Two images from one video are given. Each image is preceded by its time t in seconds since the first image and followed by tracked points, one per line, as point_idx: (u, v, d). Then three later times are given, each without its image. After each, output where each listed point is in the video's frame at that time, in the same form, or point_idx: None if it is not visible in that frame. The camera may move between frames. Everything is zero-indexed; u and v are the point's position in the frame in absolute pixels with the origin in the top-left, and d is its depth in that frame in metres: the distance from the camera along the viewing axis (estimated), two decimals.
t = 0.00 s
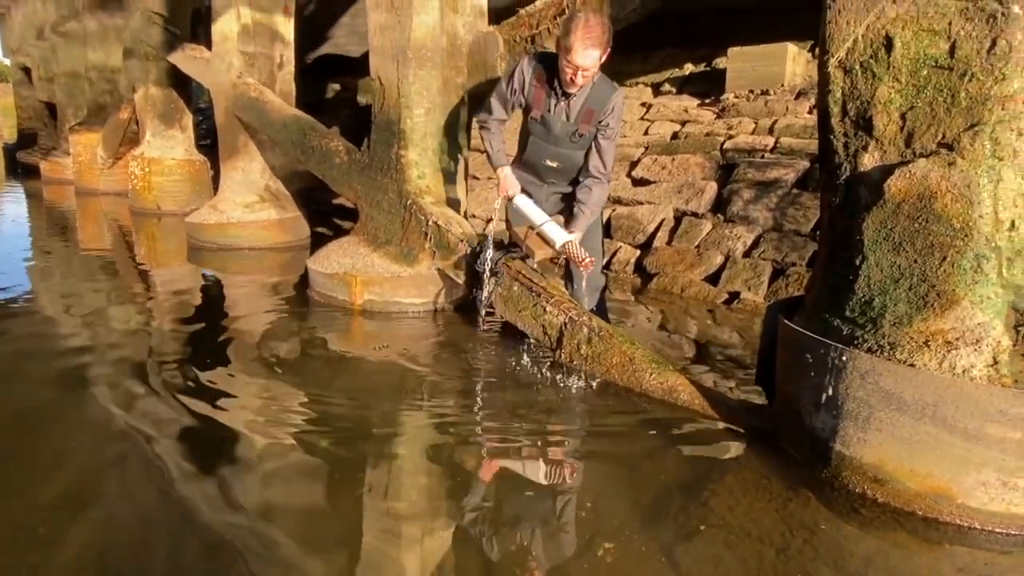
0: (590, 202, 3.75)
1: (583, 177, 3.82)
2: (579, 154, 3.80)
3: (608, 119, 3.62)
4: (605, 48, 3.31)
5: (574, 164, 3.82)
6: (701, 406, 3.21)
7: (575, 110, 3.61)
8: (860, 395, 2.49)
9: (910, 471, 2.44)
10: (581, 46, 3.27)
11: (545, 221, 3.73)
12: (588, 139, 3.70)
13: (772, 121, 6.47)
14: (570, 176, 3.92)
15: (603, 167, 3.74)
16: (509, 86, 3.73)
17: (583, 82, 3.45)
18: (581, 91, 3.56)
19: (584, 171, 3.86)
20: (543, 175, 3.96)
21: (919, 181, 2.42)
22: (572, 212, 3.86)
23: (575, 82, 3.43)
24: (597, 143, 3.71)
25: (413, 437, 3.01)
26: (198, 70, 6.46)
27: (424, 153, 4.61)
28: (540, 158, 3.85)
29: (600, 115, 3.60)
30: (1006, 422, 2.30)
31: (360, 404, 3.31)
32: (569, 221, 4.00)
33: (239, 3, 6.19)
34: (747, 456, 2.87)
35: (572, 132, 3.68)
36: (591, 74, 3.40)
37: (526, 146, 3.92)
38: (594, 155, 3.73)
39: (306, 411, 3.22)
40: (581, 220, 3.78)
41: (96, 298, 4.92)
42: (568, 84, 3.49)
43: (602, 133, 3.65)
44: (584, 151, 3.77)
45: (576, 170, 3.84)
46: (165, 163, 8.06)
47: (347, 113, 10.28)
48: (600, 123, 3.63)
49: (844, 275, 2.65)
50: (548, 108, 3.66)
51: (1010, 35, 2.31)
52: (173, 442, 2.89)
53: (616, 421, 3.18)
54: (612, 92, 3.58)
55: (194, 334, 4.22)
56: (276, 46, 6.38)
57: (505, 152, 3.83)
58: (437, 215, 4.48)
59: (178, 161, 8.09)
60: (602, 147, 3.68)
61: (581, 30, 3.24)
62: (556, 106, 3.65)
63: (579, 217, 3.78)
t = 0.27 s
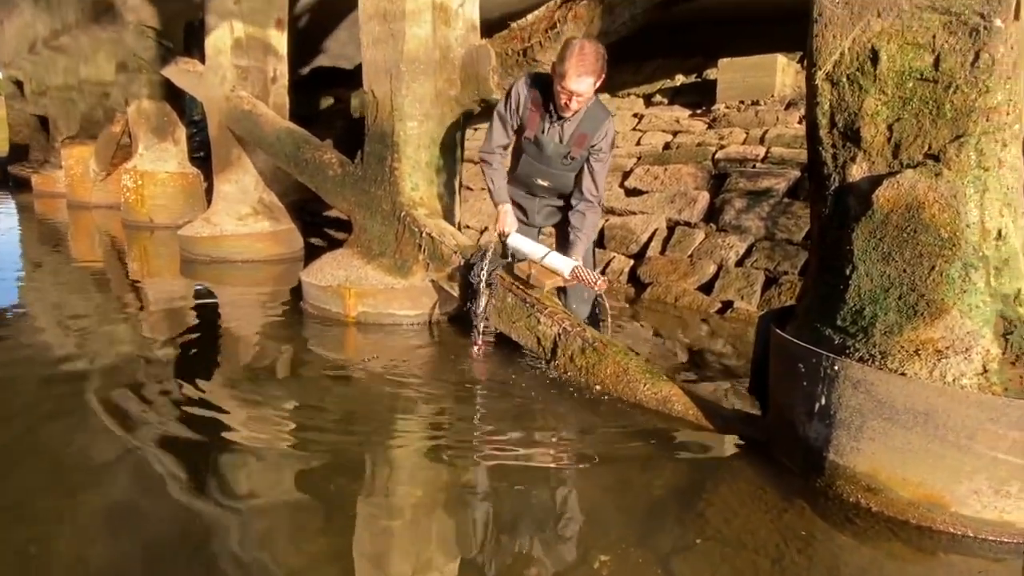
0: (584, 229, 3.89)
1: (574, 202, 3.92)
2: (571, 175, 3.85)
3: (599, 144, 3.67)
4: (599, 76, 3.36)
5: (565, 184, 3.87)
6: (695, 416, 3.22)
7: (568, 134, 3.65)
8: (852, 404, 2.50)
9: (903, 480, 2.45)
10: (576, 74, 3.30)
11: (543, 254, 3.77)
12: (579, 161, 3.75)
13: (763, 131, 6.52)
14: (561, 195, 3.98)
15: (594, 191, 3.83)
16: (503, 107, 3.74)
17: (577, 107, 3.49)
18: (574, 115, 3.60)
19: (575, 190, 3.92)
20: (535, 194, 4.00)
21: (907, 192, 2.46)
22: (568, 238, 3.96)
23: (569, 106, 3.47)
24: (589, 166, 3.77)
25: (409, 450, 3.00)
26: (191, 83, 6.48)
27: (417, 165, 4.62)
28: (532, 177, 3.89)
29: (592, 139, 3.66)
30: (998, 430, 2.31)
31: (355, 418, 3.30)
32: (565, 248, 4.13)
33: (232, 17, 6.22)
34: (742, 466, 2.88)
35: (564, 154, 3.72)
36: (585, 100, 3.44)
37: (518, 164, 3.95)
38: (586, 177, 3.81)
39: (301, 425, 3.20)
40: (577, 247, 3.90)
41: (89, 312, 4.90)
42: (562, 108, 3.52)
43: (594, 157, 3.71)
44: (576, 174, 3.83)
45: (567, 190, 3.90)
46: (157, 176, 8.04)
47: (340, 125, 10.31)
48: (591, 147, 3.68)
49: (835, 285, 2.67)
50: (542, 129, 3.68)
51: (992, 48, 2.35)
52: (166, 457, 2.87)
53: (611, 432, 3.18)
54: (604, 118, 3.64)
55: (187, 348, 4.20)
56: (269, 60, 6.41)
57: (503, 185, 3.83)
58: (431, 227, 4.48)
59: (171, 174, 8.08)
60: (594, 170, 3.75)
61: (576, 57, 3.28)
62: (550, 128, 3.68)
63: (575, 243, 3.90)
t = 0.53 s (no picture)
0: (570, 251, 3.95)
1: (560, 223, 3.96)
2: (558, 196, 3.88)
3: (586, 166, 3.71)
4: (587, 102, 3.39)
5: (552, 204, 3.90)
6: (682, 431, 3.22)
7: (556, 156, 3.68)
8: (836, 418, 2.52)
9: (888, 494, 2.47)
10: (564, 101, 3.33)
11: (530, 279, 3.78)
12: (566, 183, 3.78)
13: (749, 144, 6.59)
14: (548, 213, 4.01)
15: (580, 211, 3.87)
16: (492, 128, 3.76)
17: (565, 131, 3.52)
18: (562, 138, 3.63)
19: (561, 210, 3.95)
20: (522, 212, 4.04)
21: (886, 208, 2.49)
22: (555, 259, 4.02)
23: (556, 130, 3.50)
24: (575, 187, 3.80)
25: (398, 467, 2.99)
26: (180, 99, 6.50)
27: (406, 181, 4.64)
28: (519, 197, 3.91)
29: (579, 162, 3.69)
30: (980, 443, 2.33)
31: (344, 435, 3.28)
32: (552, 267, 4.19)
33: (221, 34, 6.24)
34: (730, 481, 2.89)
35: (552, 176, 3.75)
36: (572, 125, 3.48)
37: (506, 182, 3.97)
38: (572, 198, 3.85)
39: (289, 443, 3.18)
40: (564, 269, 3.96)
41: (75, 329, 4.86)
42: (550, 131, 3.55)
43: (581, 179, 3.75)
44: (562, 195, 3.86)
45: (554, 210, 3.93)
46: (144, 191, 8.00)
47: (330, 139, 10.32)
48: (578, 170, 3.72)
49: (818, 300, 2.70)
50: (529, 151, 3.71)
51: (966, 67, 2.40)
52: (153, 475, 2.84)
53: (601, 448, 3.18)
54: (592, 141, 3.67)
55: (175, 365, 4.17)
56: (258, 76, 6.43)
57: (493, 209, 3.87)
58: (419, 243, 4.48)
59: (158, 190, 8.04)
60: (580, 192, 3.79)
61: (564, 84, 3.31)
62: (537, 149, 3.70)
63: (562, 265, 3.96)
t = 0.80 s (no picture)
0: (556, 268, 3.93)
1: (547, 239, 3.97)
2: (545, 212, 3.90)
3: (572, 182, 3.74)
4: (572, 118, 3.44)
5: (540, 220, 3.92)
6: (670, 445, 3.23)
7: (542, 173, 3.71)
8: (820, 432, 2.54)
9: (873, 508, 2.49)
10: (549, 118, 3.37)
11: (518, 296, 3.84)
12: (553, 199, 3.80)
13: (734, 157, 6.65)
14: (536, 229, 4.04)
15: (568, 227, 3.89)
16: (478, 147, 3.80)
17: (551, 148, 3.56)
18: (547, 155, 3.66)
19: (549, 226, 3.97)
20: (510, 228, 4.06)
21: (865, 224, 2.53)
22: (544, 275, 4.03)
23: (543, 147, 3.53)
24: (562, 203, 3.83)
25: (388, 484, 2.98)
26: (169, 116, 6.52)
27: (394, 197, 4.66)
28: (507, 214, 3.94)
29: (565, 177, 3.72)
30: (961, 456, 2.36)
31: (332, 452, 3.26)
32: (539, 282, 4.19)
33: (209, 52, 6.26)
34: (718, 496, 2.90)
35: (538, 193, 3.78)
36: (559, 141, 3.52)
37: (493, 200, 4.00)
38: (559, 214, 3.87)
39: (278, 461, 3.16)
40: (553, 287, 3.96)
41: (61, 346, 4.82)
42: (536, 148, 3.58)
43: (567, 194, 3.77)
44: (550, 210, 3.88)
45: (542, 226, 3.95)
46: (131, 209, 7.98)
47: (320, 154, 10.34)
48: (565, 185, 3.75)
49: (800, 315, 2.73)
50: (515, 168, 3.75)
51: (938, 86, 2.46)
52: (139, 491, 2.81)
53: (590, 464, 3.18)
54: (577, 157, 3.70)
55: (162, 382, 4.14)
56: (246, 93, 6.45)
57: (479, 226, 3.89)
58: (408, 259, 4.49)
59: (145, 208, 8.01)
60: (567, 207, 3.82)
61: (549, 102, 3.36)
62: (523, 166, 3.74)
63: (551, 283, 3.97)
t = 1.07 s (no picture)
0: (547, 280, 3.94)
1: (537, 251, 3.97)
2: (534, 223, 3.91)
3: (560, 191, 3.75)
4: (560, 114, 3.50)
5: (529, 231, 3.93)
6: (661, 457, 3.25)
7: (530, 182, 3.74)
8: (806, 443, 2.57)
9: (859, 518, 2.51)
10: (538, 108, 3.43)
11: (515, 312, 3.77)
12: (542, 209, 3.82)
13: (721, 167, 6.71)
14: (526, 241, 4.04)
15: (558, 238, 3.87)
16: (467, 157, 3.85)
17: (540, 148, 3.56)
18: (535, 164, 3.70)
19: (539, 237, 3.97)
20: (500, 241, 4.07)
21: (846, 237, 2.58)
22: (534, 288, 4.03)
23: (533, 145, 3.52)
24: (551, 213, 3.83)
25: (379, 500, 2.98)
26: (158, 132, 6.53)
27: (383, 212, 4.68)
28: (496, 225, 3.96)
29: (553, 187, 3.74)
30: (944, 465, 2.39)
31: (324, 469, 3.26)
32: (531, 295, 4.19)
33: (198, 68, 6.28)
34: (708, 507, 2.92)
35: (527, 203, 3.80)
36: (548, 139, 3.53)
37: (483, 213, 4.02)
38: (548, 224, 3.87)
39: (269, 479, 3.16)
40: (543, 298, 3.96)
41: (49, 364, 4.79)
42: (524, 150, 3.58)
43: (556, 204, 3.78)
44: (539, 221, 3.89)
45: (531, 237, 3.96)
46: (121, 224, 7.96)
47: (310, 167, 10.37)
48: (553, 195, 3.76)
49: (785, 327, 2.77)
50: (504, 178, 3.78)
51: (915, 102, 2.52)
52: (129, 514, 2.80)
53: (581, 477, 3.20)
54: (565, 166, 3.72)
55: (152, 399, 4.12)
56: (235, 108, 6.47)
57: (469, 240, 3.93)
58: (398, 273, 4.50)
59: (135, 223, 7.99)
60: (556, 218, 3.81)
61: (537, 95, 3.44)
62: (511, 176, 3.77)
63: (540, 294, 3.96)
